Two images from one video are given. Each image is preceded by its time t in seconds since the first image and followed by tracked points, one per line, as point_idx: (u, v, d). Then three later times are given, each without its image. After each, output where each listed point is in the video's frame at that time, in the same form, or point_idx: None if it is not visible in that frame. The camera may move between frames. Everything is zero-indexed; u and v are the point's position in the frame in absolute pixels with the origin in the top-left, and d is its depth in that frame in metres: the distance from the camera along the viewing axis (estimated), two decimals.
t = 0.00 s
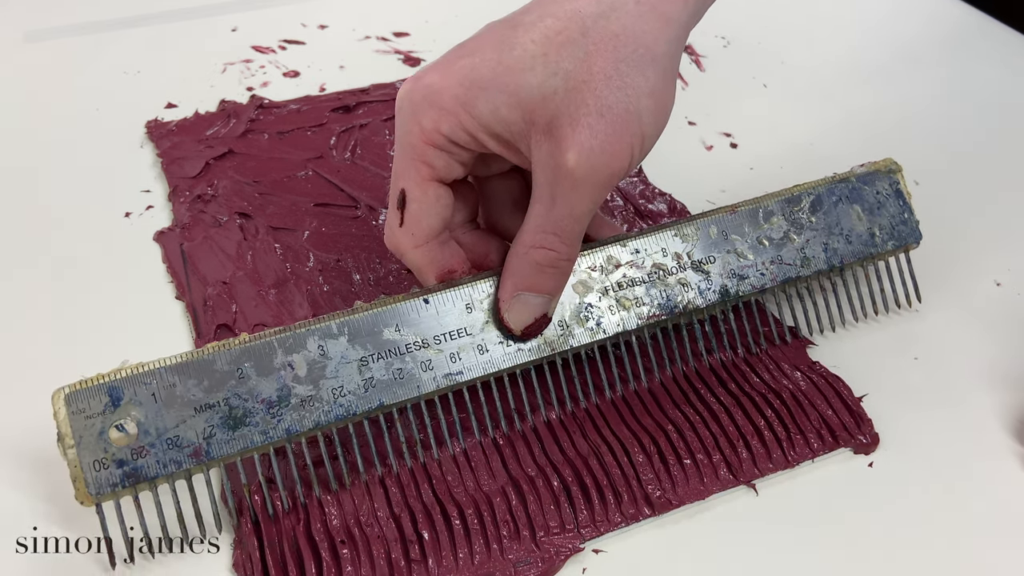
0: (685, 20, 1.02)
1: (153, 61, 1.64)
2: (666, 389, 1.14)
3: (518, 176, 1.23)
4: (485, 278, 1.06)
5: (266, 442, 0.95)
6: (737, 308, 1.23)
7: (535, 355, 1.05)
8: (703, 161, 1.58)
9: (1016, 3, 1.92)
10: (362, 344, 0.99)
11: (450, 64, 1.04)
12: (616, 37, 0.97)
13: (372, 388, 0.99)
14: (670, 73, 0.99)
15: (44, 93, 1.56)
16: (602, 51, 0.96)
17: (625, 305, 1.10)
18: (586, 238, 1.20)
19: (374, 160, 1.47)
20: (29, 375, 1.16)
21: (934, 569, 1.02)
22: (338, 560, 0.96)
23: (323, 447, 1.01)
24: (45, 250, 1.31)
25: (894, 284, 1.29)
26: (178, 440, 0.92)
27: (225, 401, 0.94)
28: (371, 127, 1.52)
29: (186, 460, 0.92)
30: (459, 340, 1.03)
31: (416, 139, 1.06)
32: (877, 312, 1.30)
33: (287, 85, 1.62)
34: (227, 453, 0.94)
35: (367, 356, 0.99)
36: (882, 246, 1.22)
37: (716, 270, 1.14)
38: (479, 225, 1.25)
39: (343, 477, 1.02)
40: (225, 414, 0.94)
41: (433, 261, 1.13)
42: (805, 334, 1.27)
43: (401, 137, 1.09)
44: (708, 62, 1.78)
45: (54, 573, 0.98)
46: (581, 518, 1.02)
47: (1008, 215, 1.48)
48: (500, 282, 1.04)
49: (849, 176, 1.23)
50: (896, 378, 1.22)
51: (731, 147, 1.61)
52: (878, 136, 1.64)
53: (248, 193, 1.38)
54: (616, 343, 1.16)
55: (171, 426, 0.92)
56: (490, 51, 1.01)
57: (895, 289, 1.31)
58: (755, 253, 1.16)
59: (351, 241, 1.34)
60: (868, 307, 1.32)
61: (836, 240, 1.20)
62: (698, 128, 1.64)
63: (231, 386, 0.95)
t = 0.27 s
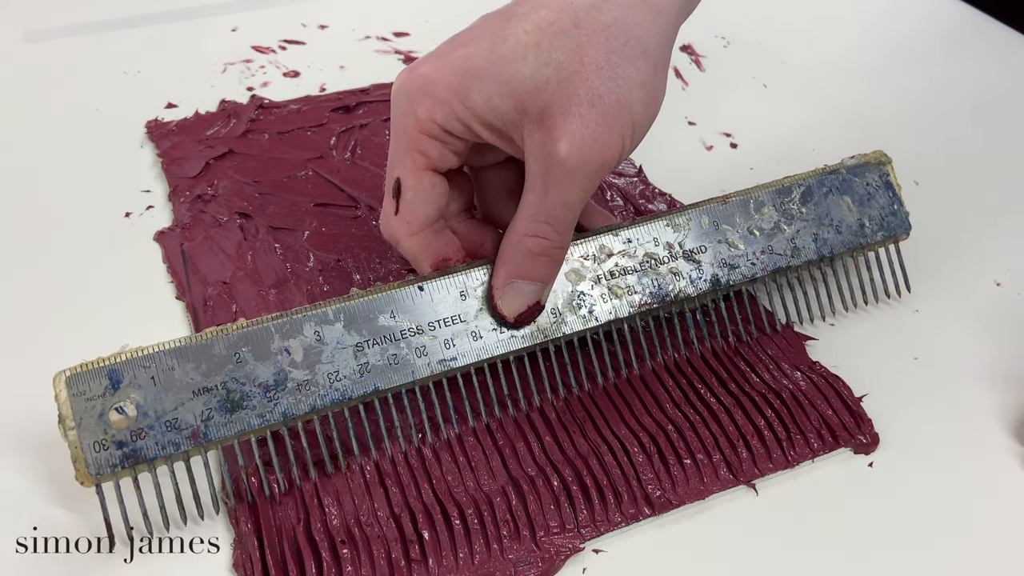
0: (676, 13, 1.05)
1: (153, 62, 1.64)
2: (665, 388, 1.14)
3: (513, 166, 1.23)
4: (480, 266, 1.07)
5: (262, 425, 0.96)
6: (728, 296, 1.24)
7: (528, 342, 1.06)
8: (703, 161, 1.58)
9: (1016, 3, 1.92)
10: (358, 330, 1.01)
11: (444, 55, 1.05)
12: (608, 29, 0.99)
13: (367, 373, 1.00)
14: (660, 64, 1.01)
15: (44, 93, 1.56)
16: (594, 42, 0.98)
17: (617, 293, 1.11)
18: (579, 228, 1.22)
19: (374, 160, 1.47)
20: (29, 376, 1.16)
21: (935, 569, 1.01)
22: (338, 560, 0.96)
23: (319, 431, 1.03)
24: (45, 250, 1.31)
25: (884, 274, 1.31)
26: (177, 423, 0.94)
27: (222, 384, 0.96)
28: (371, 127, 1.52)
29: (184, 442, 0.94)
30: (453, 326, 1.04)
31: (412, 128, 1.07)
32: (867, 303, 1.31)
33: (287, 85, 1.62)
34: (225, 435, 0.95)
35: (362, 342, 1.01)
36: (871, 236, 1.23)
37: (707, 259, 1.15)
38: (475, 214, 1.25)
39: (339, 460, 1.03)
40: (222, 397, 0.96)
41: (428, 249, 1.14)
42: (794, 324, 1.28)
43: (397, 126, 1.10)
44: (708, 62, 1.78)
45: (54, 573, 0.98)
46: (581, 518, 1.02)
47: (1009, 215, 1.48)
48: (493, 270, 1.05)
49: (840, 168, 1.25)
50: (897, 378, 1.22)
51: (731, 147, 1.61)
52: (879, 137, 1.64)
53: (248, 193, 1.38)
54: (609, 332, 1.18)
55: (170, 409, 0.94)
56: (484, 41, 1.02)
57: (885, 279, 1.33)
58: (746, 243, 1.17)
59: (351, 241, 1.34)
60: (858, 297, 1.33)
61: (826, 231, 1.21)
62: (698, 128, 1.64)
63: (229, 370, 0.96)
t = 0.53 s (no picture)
0: (668, 7, 1.05)
1: (153, 62, 1.64)
2: (665, 388, 1.15)
3: (509, 160, 1.24)
4: (475, 258, 1.08)
5: (259, 414, 0.98)
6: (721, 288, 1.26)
7: (522, 333, 1.08)
8: (703, 161, 1.58)
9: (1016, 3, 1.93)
10: (354, 321, 1.02)
11: (439, 48, 1.06)
12: (601, 23, 0.99)
13: (363, 363, 1.01)
14: (653, 58, 1.01)
15: (44, 93, 1.56)
16: (587, 36, 0.98)
17: (611, 285, 1.12)
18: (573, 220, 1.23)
19: (374, 161, 1.47)
20: (28, 376, 1.16)
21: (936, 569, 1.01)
22: (338, 560, 0.96)
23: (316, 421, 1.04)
24: (45, 250, 1.31)
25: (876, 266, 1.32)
26: (175, 412, 0.95)
27: (220, 374, 0.97)
28: (371, 127, 1.52)
29: (183, 431, 0.95)
30: (448, 317, 1.06)
31: (407, 120, 1.09)
32: (858, 294, 1.32)
33: (286, 85, 1.62)
34: (223, 424, 0.97)
35: (358, 332, 1.02)
36: (863, 229, 1.24)
37: (700, 251, 1.16)
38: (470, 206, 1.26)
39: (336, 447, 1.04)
40: (220, 386, 0.97)
41: (424, 242, 1.16)
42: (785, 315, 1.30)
43: (393, 119, 1.11)
44: (708, 62, 1.78)
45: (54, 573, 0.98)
46: (581, 518, 1.02)
47: (1009, 215, 1.48)
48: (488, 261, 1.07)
49: (832, 161, 1.25)
50: (897, 379, 1.22)
51: (731, 147, 1.61)
52: (878, 137, 1.64)
53: (248, 193, 1.38)
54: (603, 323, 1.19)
55: (169, 398, 0.96)
56: (479, 35, 1.03)
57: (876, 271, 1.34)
58: (738, 235, 1.18)
59: (351, 241, 1.34)
60: (850, 289, 1.34)
61: (818, 223, 1.22)
62: (698, 128, 1.64)
63: (227, 359, 0.98)
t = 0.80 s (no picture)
0: None
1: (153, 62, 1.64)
2: (665, 387, 1.15)
3: (503, 152, 1.25)
4: (469, 251, 1.09)
5: (257, 404, 0.98)
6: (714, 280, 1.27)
7: (517, 324, 1.08)
8: (703, 161, 1.58)
9: (1016, 3, 1.93)
10: (350, 312, 1.03)
11: (434, 42, 1.07)
12: (593, 16, 0.99)
13: (360, 353, 1.02)
14: (646, 50, 1.01)
15: (44, 93, 1.56)
16: (580, 29, 0.98)
17: (604, 276, 1.12)
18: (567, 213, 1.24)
19: (374, 160, 1.47)
20: (28, 376, 1.16)
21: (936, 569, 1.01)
22: (338, 560, 0.96)
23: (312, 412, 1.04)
24: (45, 249, 1.31)
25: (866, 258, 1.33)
26: (173, 401, 0.96)
27: (218, 364, 0.98)
28: (371, 127, 1.52)
29: (181, 420, 0.96)
30: (443, 309, 1.06)
31: (402, 113, 1.10)
32: (849, 285, 1.33)
33: (286, 86, 1.62)
34: (221, 413, 0.97)
35: (354, 323, 1.03)
36: (854, 221, 1.24)
37: (692, 244, 1.17)
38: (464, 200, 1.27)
39: (332, 437, 1.05)
40: (218, 375, 0.98)
41: (418, 233, 1.16)
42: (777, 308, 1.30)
43: (388, 113, 1.12)
44: (708, 62, 1.78)
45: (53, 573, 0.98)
46: (581, 518, 1.02)
47: (1009, 216, 1.48)
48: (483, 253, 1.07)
49: (823, 154, 1.26)
50: (897, 380, 1.22)
51: (731, 147, 1.61)
52: (878, 137, 1.64)
53: (248, 193, 1.38)
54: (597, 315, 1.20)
55: (167, 387, 0.96)
56: (472, 29, 1.03)
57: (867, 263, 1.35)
58: (730, 228, 1.19)
59: (351, 241, 1.34)
60: (841, 281, 1.35)
61: (809, 216, 1.23)
62: (698, 128, 1.64)
63: (224, 350, 0.98)
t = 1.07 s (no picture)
0: None
1: (153, 62, 1.64)
2: (665, 386, 1.15)
3: (498, 148, 1.29)
4: (465, 245, 1.09)
5: (254, 396, 0.99)
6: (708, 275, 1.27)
7: (512, 317, 1.08)
8: (703, 161, 1.58)
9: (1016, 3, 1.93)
10: (347, 305, 1.03)
11: (430, 37, 1.08)
12: (588, 11, 1.00)
13: (356, 346, 1.02)
14: (639, 46, 1.02)
15: (44, 93, 1.56)
16: (574, 24, 0.99)
17: (599, 270, 1.13)
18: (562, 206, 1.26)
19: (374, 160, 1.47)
20: (27, 376, 1.16)
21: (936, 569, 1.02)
22: (338, 560, 0.96)
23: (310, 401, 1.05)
24: (45, 249, 1.31)
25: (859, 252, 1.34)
26: (171, 393, 0.96)
27: (216, 356, 0.98)
28: (371, 127, 1.52)
29: (179, 412, 0.96)
30: (440, 302, 1.06)
31: (397, 108, 1.09)
32: (842, 279, 1.34)
33: (287, 85, 1.62)
34: (218, 406, 0.98)
35: (351, 316, 1.03)
36: (846, 215, 1.25)
37: (686, 238, 1.17)
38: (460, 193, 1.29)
39: (329, 428, 1.06)
40: (216, 368, 0.98)
41: (416, 228, 1.16)
42: (770, 302, 1.31)
43: (384, 107, 1.12)
44: (708, 62, 1.78)
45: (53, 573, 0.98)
46: (581, 517, 1.02)
47: (1009, 216, 1.48)
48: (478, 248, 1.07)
49: (816, 150, 1.26)
50: (897, 380, 1.22)
51: (731, 147, 1.61)
52: (878, 137, 1.63)
53: (248, 193, 1.38)
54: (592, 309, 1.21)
55: (165, 380, 0.97)
56: (468, 25, 1.05)
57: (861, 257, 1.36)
58: (724, 222, 1.19)
59: (351, 241, 1.34)
60: (834, 275, 1.36)
61: (802, 210, 1.23)
62: (698, 128, 1.64)
63: (222, 342, 0.99)
